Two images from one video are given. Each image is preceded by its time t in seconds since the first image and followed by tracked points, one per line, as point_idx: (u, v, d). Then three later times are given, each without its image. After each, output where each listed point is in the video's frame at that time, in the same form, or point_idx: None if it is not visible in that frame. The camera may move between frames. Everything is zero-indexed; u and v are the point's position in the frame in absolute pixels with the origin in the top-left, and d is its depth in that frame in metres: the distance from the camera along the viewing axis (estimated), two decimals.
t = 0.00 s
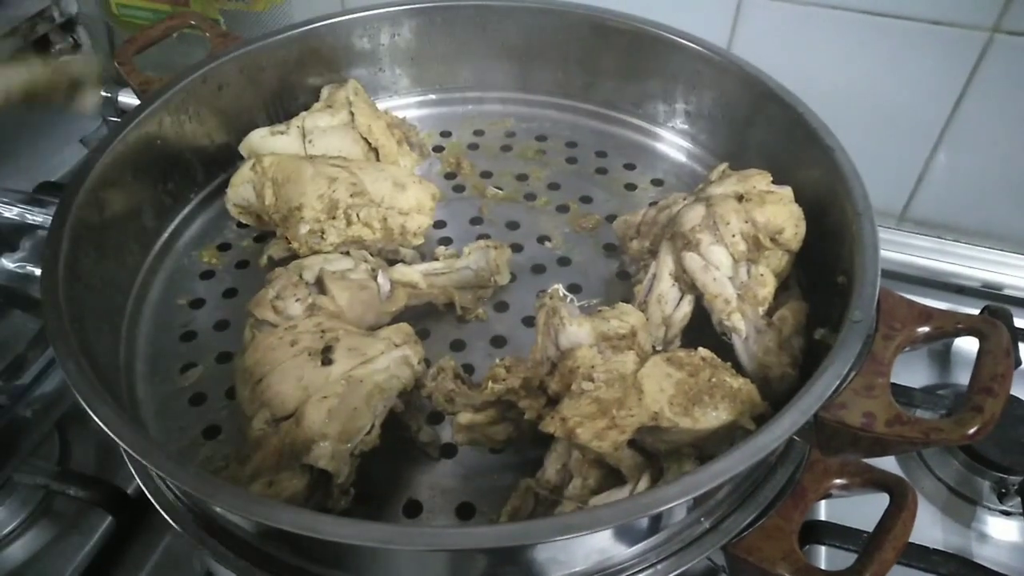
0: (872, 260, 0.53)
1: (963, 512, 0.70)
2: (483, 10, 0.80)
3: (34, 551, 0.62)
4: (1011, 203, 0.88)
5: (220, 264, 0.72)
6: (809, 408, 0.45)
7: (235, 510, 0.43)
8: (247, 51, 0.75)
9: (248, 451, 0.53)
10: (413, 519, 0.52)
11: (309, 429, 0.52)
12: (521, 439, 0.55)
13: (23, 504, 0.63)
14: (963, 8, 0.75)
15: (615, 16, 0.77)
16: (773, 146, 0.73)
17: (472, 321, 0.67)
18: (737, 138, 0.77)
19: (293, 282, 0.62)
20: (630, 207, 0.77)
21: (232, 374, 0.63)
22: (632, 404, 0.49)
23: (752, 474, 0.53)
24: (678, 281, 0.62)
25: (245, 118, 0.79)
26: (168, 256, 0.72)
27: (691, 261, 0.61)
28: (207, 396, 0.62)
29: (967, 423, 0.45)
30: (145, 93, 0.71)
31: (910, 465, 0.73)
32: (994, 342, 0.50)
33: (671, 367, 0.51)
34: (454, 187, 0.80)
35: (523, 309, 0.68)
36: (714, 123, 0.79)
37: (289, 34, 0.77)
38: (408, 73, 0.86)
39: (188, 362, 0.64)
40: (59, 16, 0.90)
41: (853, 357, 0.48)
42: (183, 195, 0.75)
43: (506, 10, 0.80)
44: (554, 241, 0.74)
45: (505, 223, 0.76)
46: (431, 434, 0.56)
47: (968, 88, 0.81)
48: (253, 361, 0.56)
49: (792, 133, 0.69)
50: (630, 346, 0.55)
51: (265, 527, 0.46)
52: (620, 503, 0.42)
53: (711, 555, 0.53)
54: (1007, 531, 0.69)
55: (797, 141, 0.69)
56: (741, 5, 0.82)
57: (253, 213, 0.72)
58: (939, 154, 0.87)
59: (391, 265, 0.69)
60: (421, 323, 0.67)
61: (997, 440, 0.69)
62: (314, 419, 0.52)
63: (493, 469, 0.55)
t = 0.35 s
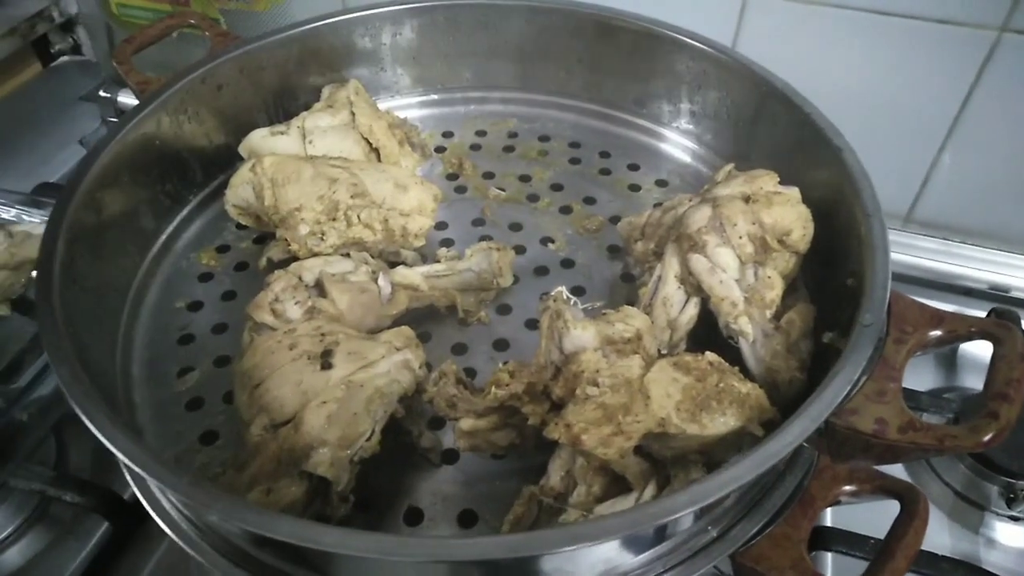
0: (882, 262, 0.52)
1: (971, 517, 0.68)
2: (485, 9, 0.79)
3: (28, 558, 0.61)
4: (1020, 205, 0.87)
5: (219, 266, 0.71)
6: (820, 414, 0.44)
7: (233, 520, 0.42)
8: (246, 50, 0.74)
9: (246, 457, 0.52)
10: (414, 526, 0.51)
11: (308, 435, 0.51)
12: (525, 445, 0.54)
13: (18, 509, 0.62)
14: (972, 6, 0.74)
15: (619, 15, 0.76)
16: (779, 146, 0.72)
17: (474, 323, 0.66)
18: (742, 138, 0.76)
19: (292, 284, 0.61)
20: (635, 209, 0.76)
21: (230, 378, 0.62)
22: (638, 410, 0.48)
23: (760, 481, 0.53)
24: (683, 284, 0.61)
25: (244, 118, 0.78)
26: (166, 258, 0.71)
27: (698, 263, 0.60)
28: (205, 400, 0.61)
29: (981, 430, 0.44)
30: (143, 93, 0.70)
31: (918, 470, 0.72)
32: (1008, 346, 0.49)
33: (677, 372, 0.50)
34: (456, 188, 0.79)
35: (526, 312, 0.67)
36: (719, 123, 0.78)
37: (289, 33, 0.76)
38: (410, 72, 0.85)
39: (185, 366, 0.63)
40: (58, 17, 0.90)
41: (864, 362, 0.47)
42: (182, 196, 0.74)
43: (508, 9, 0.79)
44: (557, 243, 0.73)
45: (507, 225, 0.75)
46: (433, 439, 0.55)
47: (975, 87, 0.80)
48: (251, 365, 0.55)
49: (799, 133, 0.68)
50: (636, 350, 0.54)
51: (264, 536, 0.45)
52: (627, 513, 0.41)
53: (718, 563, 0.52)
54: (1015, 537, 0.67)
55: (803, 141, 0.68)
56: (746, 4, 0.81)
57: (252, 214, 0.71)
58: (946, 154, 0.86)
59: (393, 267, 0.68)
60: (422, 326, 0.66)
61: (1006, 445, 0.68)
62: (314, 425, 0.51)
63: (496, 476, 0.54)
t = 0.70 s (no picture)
0: (887, 263, 0.50)
1: (972, 522, 0.67)
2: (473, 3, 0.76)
3: None
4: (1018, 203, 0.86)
5: (197, 269, 0.68)
6: (827, 424, 0.42)
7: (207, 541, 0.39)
8: (226, 45, 0.71)
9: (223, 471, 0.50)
10: (402, 542, 0.49)
11: (289, 448, 0.48)
12: (517, 455, 0.52)
13: None
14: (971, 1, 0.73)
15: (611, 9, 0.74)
16: (777, 144, 0.70)
17: (463, 327, 0.63)
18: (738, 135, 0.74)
19: (273, 288, 0.58)
20: (628, 209, 0.74)
21: (208, 386, 0.59)
22: (635, 419, 0.46)
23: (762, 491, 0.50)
24: (680, 286, 0.59)
25: (224, 115, 0.76)
26: (142, 261, 0.69)
27: (695, 265, 0.58)
28: (181, 410, 0.58)
29: (995, 439, 0.42)
30: (117, 90, 0.68)
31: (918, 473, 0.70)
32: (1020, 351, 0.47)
33: (676, 378, 0.48)
34: (444, 188, 0.77)
35: (517, 315, 0.64)
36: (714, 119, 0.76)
37: (271, 28, 0.73)
38: (397, 68, 0.83)
39: (162, 373, 0.61)
40: (33, 13, 0.87)
41: (871, 368, 0.45)
42: (158, 196, 0.71)
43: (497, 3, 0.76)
44: (549, 244, 0.70)
45: (497, 225, 0.72)
46: (420, 449, 0.52)
47: (974, 84, 0.78)
48: (229, 374, 0.52)
49: (797, 130, 0.66)
50: (632, 356, 0.52)
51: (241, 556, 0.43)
52: (626, 531, 0.39)
53: None
54: (1016, 541, 0.65)
55: (802, 139, 0.66)
56: None
57: (231, 215, 0.69)
58: (943, 153, 0.84)
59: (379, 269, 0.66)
60: (409, 330, 0.64)
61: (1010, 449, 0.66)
62: (295, 437, 0.49)
63: (487, 488, 0.52)
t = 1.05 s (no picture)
0: (884, 262, 0.50)
1: (970, 519, 0.67)
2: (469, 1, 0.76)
3: None
4: (1015, 199, 0.86)
5: (194, 269, 0.68)
6: (824, 425, 0.42)
7: (203, 545, 0.39)
8: (221, 44, 0.71)
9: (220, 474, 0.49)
10: (399, 544, 0.49)
11: (285, 449, 0.48)
12: (514, 455, 0.52)
13: None
14: None
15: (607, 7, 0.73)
16: (774, 141, 0.70)
17: (460, 327, 0.63)
18: (735, 132, 0.74)
19: (269, 288, 0.58)
20: (625, 207, 0.74)
21: (205, 387, 0.59)
22: (632, 420, 0.46)
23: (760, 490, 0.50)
24: (677, 285, 0.59)
25: (219, 114, 0.75)
26: (138, 261, 0.68)
27: (691, 264, 0.58)
28: (178, 411, 0.58)
29: (993, 439, 0.42)
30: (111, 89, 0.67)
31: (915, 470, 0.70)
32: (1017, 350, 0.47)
33: (673, 379, 0.48)
34: (440, 186, 0.76)
35: (514, 315, 0.64)
36: (711, 116, 0.76)
37: (266, 26, 0.73)
38: (392, 66, 0.82)
39: (159, 374, 0.60)
40: (29, 10, 0.87)
41: (868, 368, 0.45)
42: (154, 196, 0.71)
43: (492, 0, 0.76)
44: (546, 243, 0.70)
45: (494, 224, 0.72)
46: (417, 450, 0.52)
47: (971, 80, 0.78)
48: (224, 375, 0.52)
49: (794, 127, 0.66)
50: (628, 356, 0.52)
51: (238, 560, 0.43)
52: (623, 533, 0.39)
53: None
54: (1013, 537, 0.66)
55: (800, 136, 0.66)
56: None
57: (227, 215, 0.68)
58: (939, 149, 0.84)
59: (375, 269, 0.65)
60: (406, 330, 0.64)
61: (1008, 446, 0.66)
62: (291, 439, 0.48)
63: (484, 488, 0.52)
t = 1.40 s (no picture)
0: (882, 260, 0.50)
1: (967, 518, 0.67)
2: None
3: None
4: (1013, 199, 0.86)
5: (194, 266, 0.68)
6: (821, 421, 0.42)
7: (203, 541, 0.39)
8: (221, 42, 0.71)
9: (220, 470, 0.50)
10: (398, 539, 0.49)
11: (285, 445, 0.48)
12: (512, 452, 0.52)
13: None
14: None
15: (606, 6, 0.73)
16: (773, 140, 0.70)
17: (459, 324, 0.63)
18: (734, 131, 0.75)
19: (269, 285, 0.59)
20: (623, 205, 0.74)
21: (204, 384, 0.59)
22: (630, 416, 0.46)
23: (758, 487, 0.51)
24: (675, 282, 0.59)
25: (219, 112, 0.75)
26: (138, 258, 0.69)
27: (690, 261, 0.58)
28: (178, 408, 0.58)
29: (989, 436, 0.43)
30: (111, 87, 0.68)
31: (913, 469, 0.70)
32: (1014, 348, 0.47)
33: (671, 375, 0.48)
34: (440, 185, 0.77)
35: (513, 312, 0.64)
36: (710, 114, 0.76)
37: (266, 25, 0.73)
38: (392, 65, 0.83)
39: (159, 371, 0.61)
40: (30, 9, 0.87)
41: (865, 365, 0.45)
42: (155, 194, 0.71)
43: None
44: (545, 241, 0.70)
45: (493, 223, 0.72)
46: (416, 447, 0.52)
47: (969, 79, 0.78)
48: (224, 372, 0.52)
49: (793, 126, 0.66)
50: (627, 353, 0.52)
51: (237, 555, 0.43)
52: (621, 528, 0.39)
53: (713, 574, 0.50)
54: (1009, 535, 0.66)
55: (798, 135, 0.66)
56: None
57: (227, 212, 0.69)
58: (938, 149, 0.84)
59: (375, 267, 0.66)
60: (405, 327, 0.64)
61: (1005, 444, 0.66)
62: (291, 435, 0.49)
63: (482, 484, 0.52)
